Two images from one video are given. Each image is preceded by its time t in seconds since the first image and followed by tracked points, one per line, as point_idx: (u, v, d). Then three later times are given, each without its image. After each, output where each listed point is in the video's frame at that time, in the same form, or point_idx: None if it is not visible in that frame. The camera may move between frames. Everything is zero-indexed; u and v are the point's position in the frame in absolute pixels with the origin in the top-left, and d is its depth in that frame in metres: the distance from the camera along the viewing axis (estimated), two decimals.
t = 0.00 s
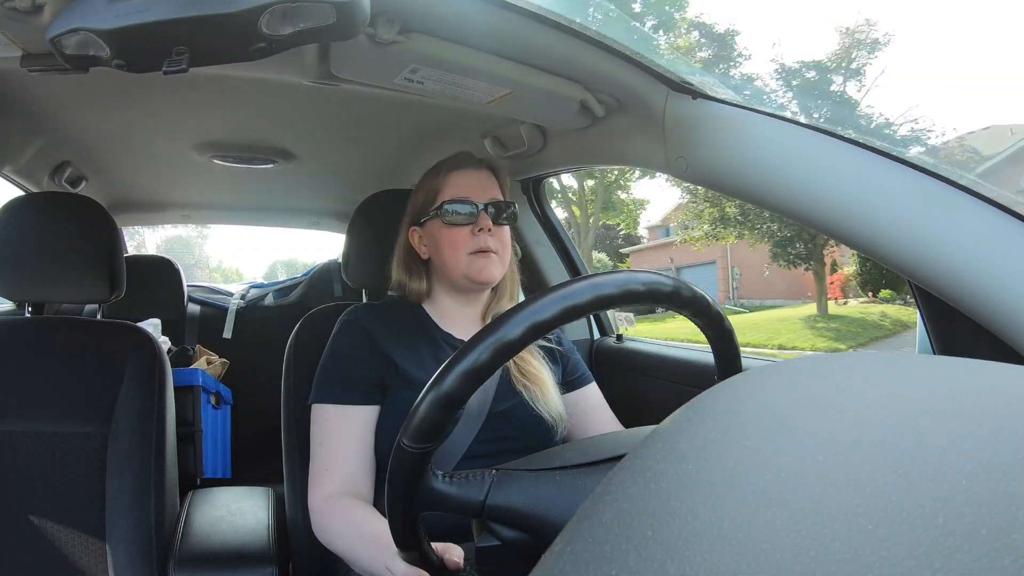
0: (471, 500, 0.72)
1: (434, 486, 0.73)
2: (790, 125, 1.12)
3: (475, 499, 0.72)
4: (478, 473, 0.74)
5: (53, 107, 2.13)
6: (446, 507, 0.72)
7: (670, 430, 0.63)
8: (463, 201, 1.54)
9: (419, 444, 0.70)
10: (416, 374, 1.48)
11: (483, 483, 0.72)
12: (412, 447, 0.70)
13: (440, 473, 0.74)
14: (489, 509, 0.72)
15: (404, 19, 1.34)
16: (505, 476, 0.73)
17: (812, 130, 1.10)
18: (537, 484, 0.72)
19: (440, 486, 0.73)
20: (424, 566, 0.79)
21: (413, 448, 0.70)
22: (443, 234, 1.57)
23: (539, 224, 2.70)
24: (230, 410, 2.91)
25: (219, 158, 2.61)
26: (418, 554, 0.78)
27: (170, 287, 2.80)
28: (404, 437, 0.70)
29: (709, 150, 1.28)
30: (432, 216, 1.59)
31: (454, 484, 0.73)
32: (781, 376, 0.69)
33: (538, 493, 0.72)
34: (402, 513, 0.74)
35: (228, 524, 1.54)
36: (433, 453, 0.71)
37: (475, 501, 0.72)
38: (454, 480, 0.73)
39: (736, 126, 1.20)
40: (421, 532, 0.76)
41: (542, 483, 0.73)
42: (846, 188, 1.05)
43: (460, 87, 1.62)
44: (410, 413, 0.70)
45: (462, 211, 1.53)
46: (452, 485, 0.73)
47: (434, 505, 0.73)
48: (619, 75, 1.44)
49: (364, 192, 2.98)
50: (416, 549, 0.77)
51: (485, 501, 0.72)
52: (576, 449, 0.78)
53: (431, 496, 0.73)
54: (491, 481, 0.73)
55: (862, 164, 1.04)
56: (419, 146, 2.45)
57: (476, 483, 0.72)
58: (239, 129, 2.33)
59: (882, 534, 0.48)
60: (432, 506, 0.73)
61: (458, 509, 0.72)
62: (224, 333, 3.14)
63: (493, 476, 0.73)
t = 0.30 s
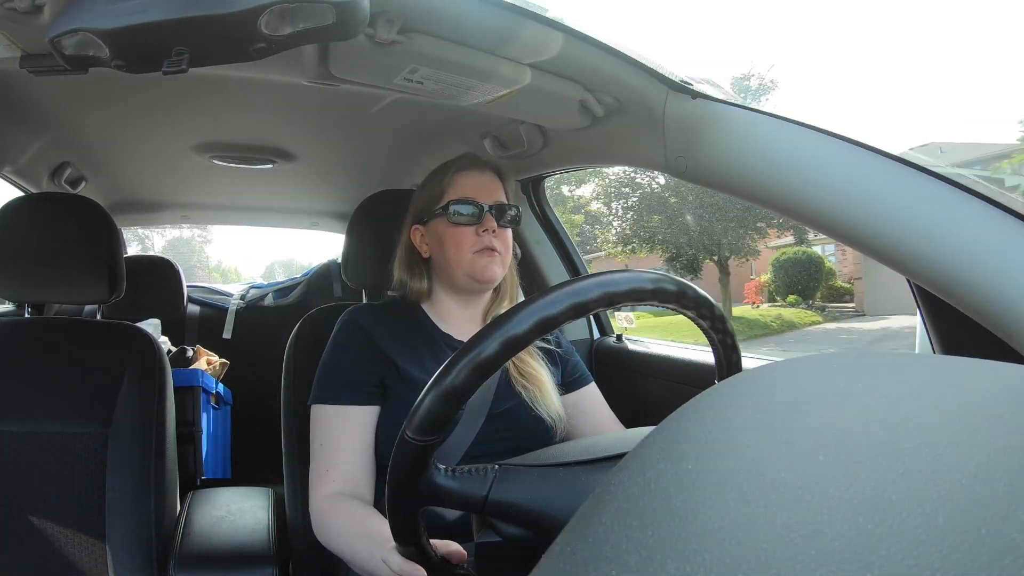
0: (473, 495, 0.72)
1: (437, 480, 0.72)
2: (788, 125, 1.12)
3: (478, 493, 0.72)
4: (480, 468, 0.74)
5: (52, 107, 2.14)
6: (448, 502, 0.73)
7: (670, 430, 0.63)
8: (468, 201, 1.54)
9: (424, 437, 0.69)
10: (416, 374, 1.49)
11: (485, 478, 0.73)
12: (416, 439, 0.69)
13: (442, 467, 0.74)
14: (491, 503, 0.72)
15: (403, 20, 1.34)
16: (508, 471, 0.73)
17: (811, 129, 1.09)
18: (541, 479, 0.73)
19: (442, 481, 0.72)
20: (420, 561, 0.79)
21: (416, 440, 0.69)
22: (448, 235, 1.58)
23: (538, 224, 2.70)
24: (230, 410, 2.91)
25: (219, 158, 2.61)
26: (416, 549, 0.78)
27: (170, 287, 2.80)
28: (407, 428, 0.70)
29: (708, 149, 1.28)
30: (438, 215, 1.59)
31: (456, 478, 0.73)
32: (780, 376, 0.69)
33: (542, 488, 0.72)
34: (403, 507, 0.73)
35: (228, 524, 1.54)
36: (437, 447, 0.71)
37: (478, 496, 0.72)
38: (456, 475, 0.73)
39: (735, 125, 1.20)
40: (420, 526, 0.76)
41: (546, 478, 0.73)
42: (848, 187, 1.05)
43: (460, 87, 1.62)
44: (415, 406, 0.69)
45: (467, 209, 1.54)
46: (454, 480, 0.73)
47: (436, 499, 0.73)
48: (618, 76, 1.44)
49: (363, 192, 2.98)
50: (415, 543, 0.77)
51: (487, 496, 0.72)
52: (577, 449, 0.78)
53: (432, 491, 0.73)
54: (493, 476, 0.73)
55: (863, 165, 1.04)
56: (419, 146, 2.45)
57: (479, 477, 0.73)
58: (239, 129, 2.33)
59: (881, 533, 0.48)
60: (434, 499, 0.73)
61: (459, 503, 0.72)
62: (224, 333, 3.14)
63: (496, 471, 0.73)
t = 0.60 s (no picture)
0: (478, 485, 0.72)
1: (442, 469, 0.71)
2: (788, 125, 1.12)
3: (483, 483, 0.72)
4: (485, 458, 0.73)
5: (50, 107, 2.13)
6: (451, 490, 0.72)
7: (668, 428, 0.63)
8: (471, 202, 1.54)
9: (435, 422, 0.69)
10: (415, 374, 1.49)
11: (490, 469, 0.72)
12: (428, 423, 0.69)
13: (447, 456, 0.73)
14: (495, 494, 0.72)
15: (402, 19, 1.34)
16: (514, 463, 0.73)
17: (811, 129, 1.10)
18: (546, 473, 0.72)
19: (447, 469, 0.72)
20: (415, 552, 0.79)
21: (427, 425, 0.69)
22: (450, 237, 1.58)
23: (536, 224, 2.70)
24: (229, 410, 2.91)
25: (217, 158, 2.61)
26: (412, 540, 0.78)
27: (168, 287, 2.80)
28: (418, 411, 0.69)
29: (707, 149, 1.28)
30: (442, 215, 1.60)
31: (461, 468, 0.72)
32: (780, 373, 0.69)
33: (546, 480, 0.72)
34: (404, 496, 0.73)
35: (227, 524, 1.54)
36: (446, 433, 0.70)
37: (483, 486, 0.71)
38: (461, 464, 0.73)
39: (733, 124, 1.20)
40: (419, 517, 0.76)
41: (551, 472, 0.72)
42: (848, 186, 1.05)
43: (459, 87, 1.62)
44: (424, 395, 0.69)
45: (469, 210, 1.54)
46: (459, 469, 0.72)
47: (440, 487, 0.72)
48: (617, 76, 1.44)
49: (362, 192, 2.98)
50: (411, 534, 0.77)
51: (491, 486, 0.72)
52: (577, 446, 0.78)
53: (437, 479, 0.72)
54: (498, 467, 0.72)
55: (864, 165, 1.04)
56: (417, 146, 2.45)
57: (484, 468, 0.72)
58: (237, 129, 2.33)
59: (880, 533, 0.48)
60: (437, 488, 0.72)
61: (463, 493, 0.72)
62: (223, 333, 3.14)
63: (501, 462, 0.73)
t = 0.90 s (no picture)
0: (481, 475, 0.72)
1: (445, 457, 0.72)
2: (790, 124, 1.12)
3: (486, 474, 0.72)
4: (489, 449, 0.74)
5: (48, 106, 2.13)
6: (454, 479, 0.72)
7: (667, 426, 0.63)
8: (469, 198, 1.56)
9: (443, 408, 0.69)
10: (413, 372, 1.49)
11: (494, 459, 0.73)
12: (435, 409, 0.69)
13: (451, 445, 0.74)
14: (498, 484, 0.72)
15: (401, 17, 1.34)
16: (516, 454, 0.74)
17: (813, 127, 1.10)
18: (549, 465, 0.73)
19: (450, 458, 0.72)
20: (411, 542, 0.79)
21: (435, 411, 0.69)
22: (450, 230, 1.57)
23: (535, 222, 2.70)
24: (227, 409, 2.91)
25: (215, 156, 2.61)
26: (409, 530, 0.78)
27: (167, 285, 2.80)
28: (427, 399, 0.69)
29: (708, 148, 1.28)
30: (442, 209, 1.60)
31: (464, 456, 0.73)
32: (778, 371, 0.69)
33: (549, 472, 0.72)
34: (406, 485, 0.73)
35: (227, 522, 1.54)
36: (451, 421, 0.70)
37: (485, 476, 0.72)
38: (465, 454, 0.73)
39: (734, 123, 1.21)
40: (419, 509, 0.76)
41: (554, 464, 0.73)
42: (848, 185, 1.05)
43: (457, 84, 1.61)
44: (435, 378, 0.69)
45: (469, 204, 1.56)
46: (463, 458, 0.73)
47: (442, 477, 0.72)
48: (616, 73, 1.44)
49: (361, 190, 2.98)
50: (409, 524, 0.77)
51: (494, 477, 0.72)
52: (577, 440, 0.79)
53: (440, 467, 0.72)
54: (502, 458, 0.73)
55: (866, 164, 1.05)
56: (416, 144, 2.45)
57: (488, 458, 0.73)
58: (235, 127, 2.33)
59: (879, 530, 0.48)
60: (440, 477, 0.73)
61: (466, 482, 0.72)
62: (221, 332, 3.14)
63: (505, 453, 0.74)
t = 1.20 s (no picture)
0: (482, 474, 0.72)
1: (446, 457, 0.72)
2: (789, 124, 1.13)
3: (486, 473, 0.72)
4: (490, 449, 0.74)
5: (46, 108, 2.13)
6: (454, 478, 0.72)
7: (666, 427, 0.63)
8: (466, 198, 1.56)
9: (444, 407, 0.69)
10: (412, 373, 1.49)
11: (495, 458, 0.73)
12: (436, 407, 0.69)
13: (452, 444, 0.74)
14: (498, 484, 0.72)
15: (398, 18, 1.34)
16: (517, 454, 0.74)
17: (810, 128, 1.11)
18: (549, 465, 0.73)
19: (451, 457, 0.72)
20: (410, 541, 0.79)
21: (436, 410, 0.69)
22: (446, 230, 1.58)
23: (533, 222, 2.70)
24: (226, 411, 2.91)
25: (214, 157, 2.60)
26: (408, 529, 0.78)
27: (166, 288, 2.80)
28: (428, 398, 0.69)
29: (706, 148, 1.28)
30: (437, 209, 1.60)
31: (465, 456, 0.73)
32: (778, 372, 0.69)
33: (549, 472, 0.72)
34: (406, 484, 0.73)
35: (226, 524, 1.54)
36: (451, 420, 0.70)
37: (486, 476, 0.72)
38: (466, 453, 0.73)
39: (733, 123, 1.21)
40: (419, 508, 0.76)
41: (554, 465, 0.73)
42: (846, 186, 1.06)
43: (454, 85, 1.61)
44: (437, 376, 0.69)
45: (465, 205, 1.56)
46: (464, 458, 0.73)
47: (443, 476, 0.72)
48: (614, 73, 1.44)
49: (359, 191, 2.97)
50: (409, 523, 0.77)
51: (495, 476, 0.72)
52: (577, 441, 0.79)
53: (441, 466, 0.72)
54: (502, 457, 0.73)
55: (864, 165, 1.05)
56: (415, 145, 2.45)
57: (489, 457, 0.73)
58: (233, 128, 2.32)
59: (879, 530, 0.48)
60: (441, 476, 0.73)
61: (467, 481, 0.72)
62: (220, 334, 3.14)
63: (506, 452, 0.74)
